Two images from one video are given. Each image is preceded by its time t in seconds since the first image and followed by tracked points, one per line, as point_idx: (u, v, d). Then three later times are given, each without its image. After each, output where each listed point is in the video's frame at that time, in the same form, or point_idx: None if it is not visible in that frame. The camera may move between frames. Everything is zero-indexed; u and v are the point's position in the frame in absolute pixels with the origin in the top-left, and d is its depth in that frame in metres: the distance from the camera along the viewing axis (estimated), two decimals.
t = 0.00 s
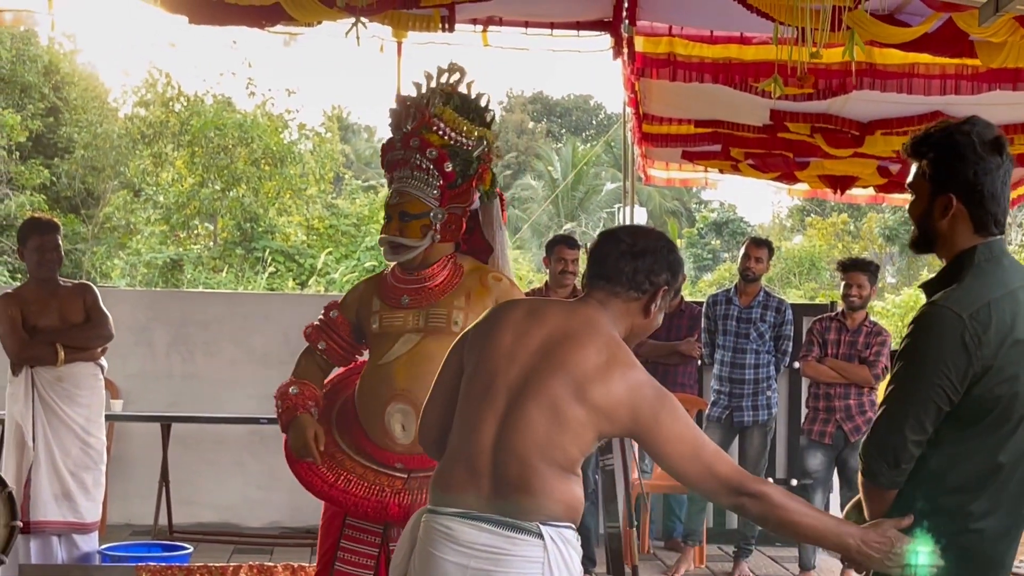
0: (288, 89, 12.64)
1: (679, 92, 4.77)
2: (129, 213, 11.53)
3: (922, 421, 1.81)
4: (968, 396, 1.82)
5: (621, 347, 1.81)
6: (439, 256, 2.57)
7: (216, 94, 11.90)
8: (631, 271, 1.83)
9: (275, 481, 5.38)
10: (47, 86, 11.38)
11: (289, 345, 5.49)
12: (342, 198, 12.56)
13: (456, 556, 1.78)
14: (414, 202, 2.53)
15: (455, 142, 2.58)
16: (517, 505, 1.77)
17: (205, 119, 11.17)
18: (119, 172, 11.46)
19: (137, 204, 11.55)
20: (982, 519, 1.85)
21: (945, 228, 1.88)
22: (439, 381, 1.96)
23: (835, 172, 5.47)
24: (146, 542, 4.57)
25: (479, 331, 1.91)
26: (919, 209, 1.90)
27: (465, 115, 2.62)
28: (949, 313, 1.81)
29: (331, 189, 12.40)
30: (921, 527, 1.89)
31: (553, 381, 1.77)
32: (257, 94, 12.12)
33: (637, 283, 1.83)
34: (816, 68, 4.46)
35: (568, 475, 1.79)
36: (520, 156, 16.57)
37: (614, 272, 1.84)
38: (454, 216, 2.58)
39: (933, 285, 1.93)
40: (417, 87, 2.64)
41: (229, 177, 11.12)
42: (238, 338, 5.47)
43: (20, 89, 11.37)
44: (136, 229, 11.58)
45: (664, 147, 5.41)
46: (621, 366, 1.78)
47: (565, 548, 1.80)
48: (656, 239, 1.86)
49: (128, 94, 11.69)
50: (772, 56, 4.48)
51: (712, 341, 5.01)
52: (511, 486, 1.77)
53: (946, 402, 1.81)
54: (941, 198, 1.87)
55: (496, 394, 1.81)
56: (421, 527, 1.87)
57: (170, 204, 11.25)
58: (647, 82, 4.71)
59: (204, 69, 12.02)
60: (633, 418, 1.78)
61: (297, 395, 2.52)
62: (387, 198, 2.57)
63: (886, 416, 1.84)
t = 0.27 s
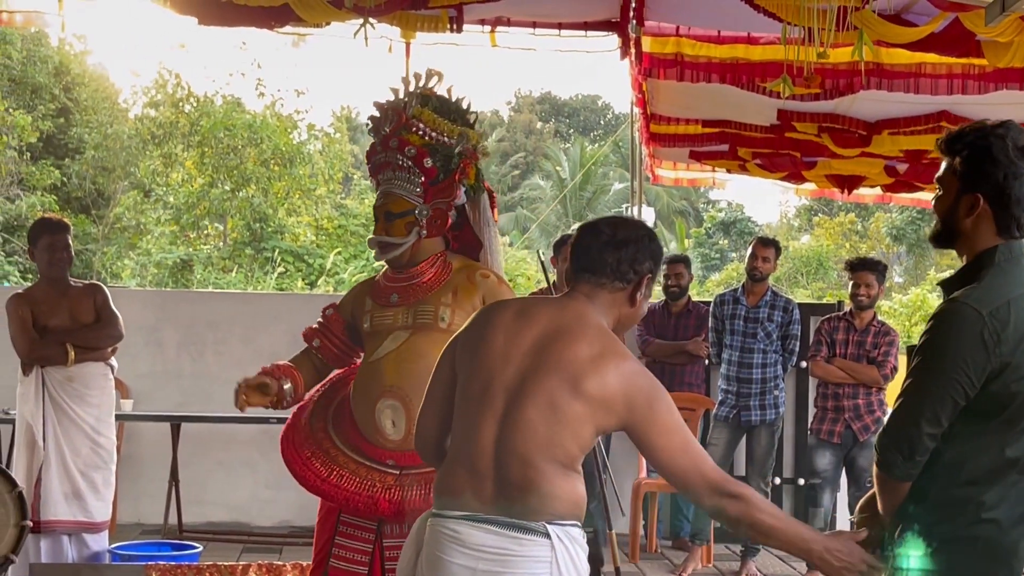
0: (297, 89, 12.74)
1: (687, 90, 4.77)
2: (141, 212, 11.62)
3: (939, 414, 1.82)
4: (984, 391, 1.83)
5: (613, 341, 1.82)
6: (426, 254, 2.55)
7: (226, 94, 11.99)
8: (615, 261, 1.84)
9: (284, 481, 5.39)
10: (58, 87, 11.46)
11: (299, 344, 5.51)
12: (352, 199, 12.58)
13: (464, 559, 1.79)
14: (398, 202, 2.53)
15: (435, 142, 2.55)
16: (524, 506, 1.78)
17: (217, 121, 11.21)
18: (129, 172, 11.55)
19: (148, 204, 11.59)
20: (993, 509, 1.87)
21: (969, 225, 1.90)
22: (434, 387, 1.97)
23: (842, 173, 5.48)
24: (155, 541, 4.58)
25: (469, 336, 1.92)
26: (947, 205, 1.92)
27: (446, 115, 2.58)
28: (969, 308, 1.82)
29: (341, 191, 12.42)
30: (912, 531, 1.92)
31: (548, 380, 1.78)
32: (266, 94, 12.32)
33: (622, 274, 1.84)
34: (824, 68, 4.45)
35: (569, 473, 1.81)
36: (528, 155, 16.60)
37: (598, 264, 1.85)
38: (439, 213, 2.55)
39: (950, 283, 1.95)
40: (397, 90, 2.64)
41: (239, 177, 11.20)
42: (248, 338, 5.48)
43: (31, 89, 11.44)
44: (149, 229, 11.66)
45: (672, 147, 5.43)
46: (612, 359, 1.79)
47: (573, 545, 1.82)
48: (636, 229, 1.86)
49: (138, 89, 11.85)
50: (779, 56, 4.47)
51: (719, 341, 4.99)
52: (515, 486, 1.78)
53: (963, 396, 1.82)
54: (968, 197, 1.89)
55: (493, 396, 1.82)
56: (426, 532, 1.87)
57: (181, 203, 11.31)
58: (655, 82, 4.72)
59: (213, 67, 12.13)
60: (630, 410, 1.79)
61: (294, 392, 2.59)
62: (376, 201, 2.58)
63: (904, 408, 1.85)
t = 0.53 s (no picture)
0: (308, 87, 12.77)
1: (696, 88, 4.79)
2: (155, 210, 11.70)
3: (955, 406, 1.84)
4: (999, 385, 1.85)
5: (591, 330, 1.76)
6: (417, 251, 2.38)
7: (237, 93, 12.04)
8: (576, 248, 1.78)
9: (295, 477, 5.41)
10: (70, 86, 11.57)
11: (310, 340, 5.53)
12: (362, 196, 12.62)
13: (473, 559, 1.73)
14: (389, 199, 2.40)
15: (427, 137, 2.39)
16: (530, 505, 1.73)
17: (226, 119, 11.28)
18: (143, 170, 11.61)
19: (160, 202, 11.66)
20: (1006, 499, 1.87)
21: (986, 224, 1.92)
22: (414, 396, 1.89)
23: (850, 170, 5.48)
24: (168, 537, 4.60)
25: (444, 341, 1.84)
26: (963, 205, 1.95)
27: (443, 110, 2.42)
28: (986, 303, 1.84)
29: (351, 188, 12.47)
30: (913, 520, 1.95)
31: (538, 381, 1.72)
32: (277, 93, 12.34)
33: (586, 257, 1.79)
34: (831, 65, 4.45)
35: (570, 468, 1.76)
36: (537, 153, 16.65)
37: (561, 252, 1.78)
38: (424, 206, 2.35)
39: (964, 280, 1.97)
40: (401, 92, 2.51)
41: (249, 176, 11.31)
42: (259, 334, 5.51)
43: (43, 89, 11.56)
44: (161, 227, 11.76)
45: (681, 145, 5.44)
46: (593, 348, 1.74)
47: (581, 536, 1.78)
48: (590, 211, 1.80)
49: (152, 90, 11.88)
50: (787, 52, 4.48)
51: (727, 337, 5.01)
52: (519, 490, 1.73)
53: (979, 389, 1.84)
54: (984, 196, 1.92)
55: (485, 403, 1.75)
56: (429, 537, 1.81)
57: (195, 201, 11.40)
58: (663, 80, 4.73)
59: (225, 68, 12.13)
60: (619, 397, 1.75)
61: (277, 348, 2.49)
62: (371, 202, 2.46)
63: (922, 398, 1.86)
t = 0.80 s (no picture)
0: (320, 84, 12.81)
1: (705, 85, 4.83)
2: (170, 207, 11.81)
3: (981, 401, 1.83)
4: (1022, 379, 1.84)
5: (556, 318, 1.86)
6: (421, 249, 2.41)
7: (249, 90, 12.07)
8: (530, 235, 1.87)
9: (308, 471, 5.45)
10: (84, 84, 11.75)
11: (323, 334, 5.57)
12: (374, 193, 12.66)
13: (465, 551, 1.82)
14: (395, 195, 2.44)
15: (436, 134, 2.40)
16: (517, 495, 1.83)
17: (238, 117, 11.32)
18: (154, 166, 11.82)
19: (173, 200, 11.83)
20: None
21: (998, 223, 1.94)
22: (386, 402, 1.94)
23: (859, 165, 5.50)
24: (181, 530, 4.63)
25: (414, 348, 1.90)
26: (977, 205, 1.96)
27: (458, 106, 2.42)
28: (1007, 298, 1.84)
29: (362, 185, 12.50)
30: (936, 516, 1.93)
31: (517, 374, 1.81)
32: (288, 90, 12.39)
33: (539, 245, 1.89)
34: (840, 61, 4.51)
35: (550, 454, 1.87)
36: (547, 149, 16.71)
37: (516, 242, 1.88)
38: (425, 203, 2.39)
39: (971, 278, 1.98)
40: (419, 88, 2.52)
41: (262, 172, 11.32)
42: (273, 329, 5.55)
43: (57, 87, 11.73)
44: (176, 223, 11.86)
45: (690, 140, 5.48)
46: (560, 335, 1.85)
47: (568, 530, 1.88)
48: (533, 198, 1.90)
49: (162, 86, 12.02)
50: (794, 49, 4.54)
51: (736, 332, 5.04)
52: (509, 481, 1.82)
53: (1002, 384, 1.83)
54: (995, 195, 1.93)
55: (469, 402, 1.83)
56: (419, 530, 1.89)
57: (207, 199, 11.47)
58: (672, 76, 4.77)
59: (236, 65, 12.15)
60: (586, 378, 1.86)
61: (288, 328, 2.54)
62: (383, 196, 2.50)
63: (946, 394, 1.86)
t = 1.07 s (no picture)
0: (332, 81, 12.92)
1: (711, 80, 4.89)
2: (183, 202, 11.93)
3: (1002, 381, 1.93)
4: None
5: (528, 307, 1.84)
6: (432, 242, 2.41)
7: (263, 87, 12.17)
8: (495, 226, 1.86)
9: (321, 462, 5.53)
10: (99, 82, 11.97)
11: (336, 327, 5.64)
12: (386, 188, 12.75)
13: (445, 539, 1.80)
14: (406, 191, 2.47)
15: (446, 129, 2.44)
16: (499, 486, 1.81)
17: (251, 115, 11.42)
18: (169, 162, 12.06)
19: (186, 195, 12.04)
20: None
21: (1003, 214, 2.04)
22: (366, 400, 1.93)
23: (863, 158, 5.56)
24: (195, 521, 4.71)
25: (389, 346, 1.88)
26: (980, 198, 2.06)
27: (468, 102, 2.46)
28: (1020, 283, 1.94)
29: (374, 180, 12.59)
30: (958, 494, 2.03)
31: (493, 367, 1.79)
32: (300, 88, 12.46)
33: (506, 233, 1.88)
34: (843, 56, 4.58)
35: (532, 444, 1.85)
36: (554, 144, 16.83)
37: (483, 232, 1.86)
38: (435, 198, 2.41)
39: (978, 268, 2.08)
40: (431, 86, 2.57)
41: (274, 168, 11.39)
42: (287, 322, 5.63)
43: (74, 85, 11.89)
44: (191, 218, 11.98)
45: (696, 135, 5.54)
46: (534, 323, 1.83)
47: (546, 518, 1.87)
48: (499, 188, 1.89)
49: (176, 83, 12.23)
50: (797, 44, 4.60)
51: (742, 324, 5.11)
52: (491, 473, 1.80)
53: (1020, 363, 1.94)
54: (1001, 188, 2.03)
55: (447, 398, 1.81)
56: (400, 517, 1.88)
57: (219, 195, 11.57)
58: (678, 72, 4.83)
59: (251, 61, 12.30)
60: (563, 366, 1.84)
61: (306, 322, 2.48)
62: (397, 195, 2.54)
63: (968, 377, 1.95)
